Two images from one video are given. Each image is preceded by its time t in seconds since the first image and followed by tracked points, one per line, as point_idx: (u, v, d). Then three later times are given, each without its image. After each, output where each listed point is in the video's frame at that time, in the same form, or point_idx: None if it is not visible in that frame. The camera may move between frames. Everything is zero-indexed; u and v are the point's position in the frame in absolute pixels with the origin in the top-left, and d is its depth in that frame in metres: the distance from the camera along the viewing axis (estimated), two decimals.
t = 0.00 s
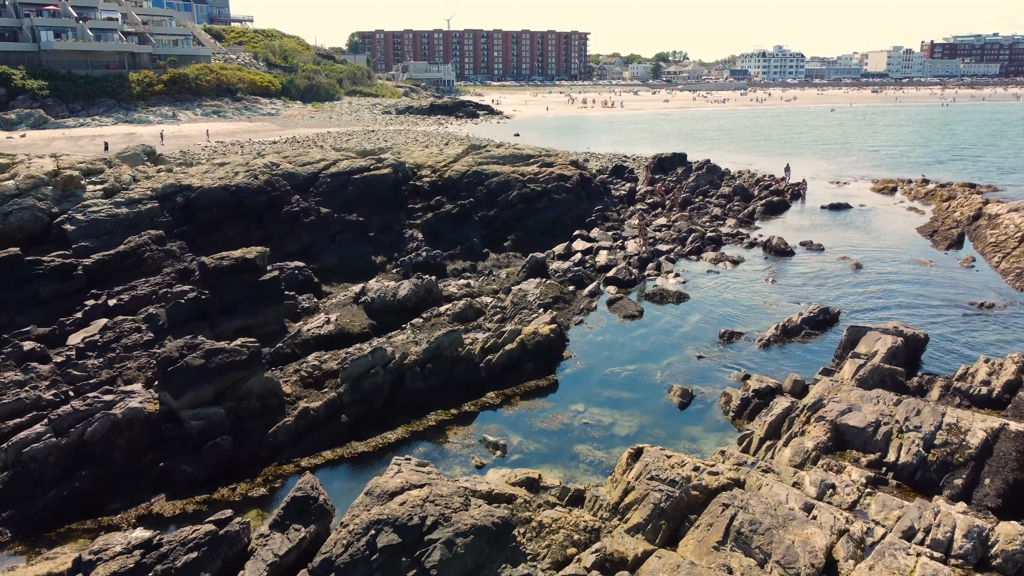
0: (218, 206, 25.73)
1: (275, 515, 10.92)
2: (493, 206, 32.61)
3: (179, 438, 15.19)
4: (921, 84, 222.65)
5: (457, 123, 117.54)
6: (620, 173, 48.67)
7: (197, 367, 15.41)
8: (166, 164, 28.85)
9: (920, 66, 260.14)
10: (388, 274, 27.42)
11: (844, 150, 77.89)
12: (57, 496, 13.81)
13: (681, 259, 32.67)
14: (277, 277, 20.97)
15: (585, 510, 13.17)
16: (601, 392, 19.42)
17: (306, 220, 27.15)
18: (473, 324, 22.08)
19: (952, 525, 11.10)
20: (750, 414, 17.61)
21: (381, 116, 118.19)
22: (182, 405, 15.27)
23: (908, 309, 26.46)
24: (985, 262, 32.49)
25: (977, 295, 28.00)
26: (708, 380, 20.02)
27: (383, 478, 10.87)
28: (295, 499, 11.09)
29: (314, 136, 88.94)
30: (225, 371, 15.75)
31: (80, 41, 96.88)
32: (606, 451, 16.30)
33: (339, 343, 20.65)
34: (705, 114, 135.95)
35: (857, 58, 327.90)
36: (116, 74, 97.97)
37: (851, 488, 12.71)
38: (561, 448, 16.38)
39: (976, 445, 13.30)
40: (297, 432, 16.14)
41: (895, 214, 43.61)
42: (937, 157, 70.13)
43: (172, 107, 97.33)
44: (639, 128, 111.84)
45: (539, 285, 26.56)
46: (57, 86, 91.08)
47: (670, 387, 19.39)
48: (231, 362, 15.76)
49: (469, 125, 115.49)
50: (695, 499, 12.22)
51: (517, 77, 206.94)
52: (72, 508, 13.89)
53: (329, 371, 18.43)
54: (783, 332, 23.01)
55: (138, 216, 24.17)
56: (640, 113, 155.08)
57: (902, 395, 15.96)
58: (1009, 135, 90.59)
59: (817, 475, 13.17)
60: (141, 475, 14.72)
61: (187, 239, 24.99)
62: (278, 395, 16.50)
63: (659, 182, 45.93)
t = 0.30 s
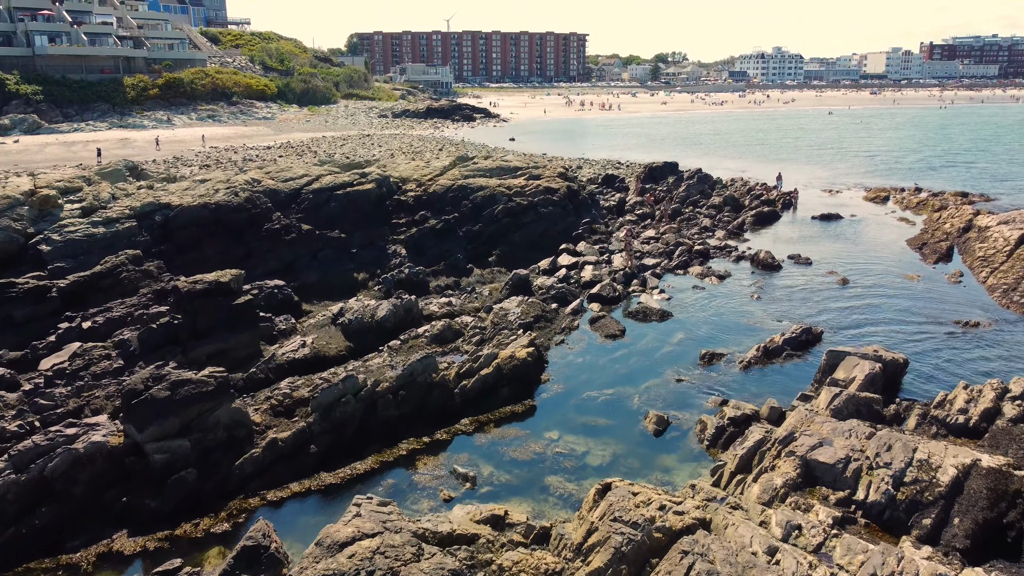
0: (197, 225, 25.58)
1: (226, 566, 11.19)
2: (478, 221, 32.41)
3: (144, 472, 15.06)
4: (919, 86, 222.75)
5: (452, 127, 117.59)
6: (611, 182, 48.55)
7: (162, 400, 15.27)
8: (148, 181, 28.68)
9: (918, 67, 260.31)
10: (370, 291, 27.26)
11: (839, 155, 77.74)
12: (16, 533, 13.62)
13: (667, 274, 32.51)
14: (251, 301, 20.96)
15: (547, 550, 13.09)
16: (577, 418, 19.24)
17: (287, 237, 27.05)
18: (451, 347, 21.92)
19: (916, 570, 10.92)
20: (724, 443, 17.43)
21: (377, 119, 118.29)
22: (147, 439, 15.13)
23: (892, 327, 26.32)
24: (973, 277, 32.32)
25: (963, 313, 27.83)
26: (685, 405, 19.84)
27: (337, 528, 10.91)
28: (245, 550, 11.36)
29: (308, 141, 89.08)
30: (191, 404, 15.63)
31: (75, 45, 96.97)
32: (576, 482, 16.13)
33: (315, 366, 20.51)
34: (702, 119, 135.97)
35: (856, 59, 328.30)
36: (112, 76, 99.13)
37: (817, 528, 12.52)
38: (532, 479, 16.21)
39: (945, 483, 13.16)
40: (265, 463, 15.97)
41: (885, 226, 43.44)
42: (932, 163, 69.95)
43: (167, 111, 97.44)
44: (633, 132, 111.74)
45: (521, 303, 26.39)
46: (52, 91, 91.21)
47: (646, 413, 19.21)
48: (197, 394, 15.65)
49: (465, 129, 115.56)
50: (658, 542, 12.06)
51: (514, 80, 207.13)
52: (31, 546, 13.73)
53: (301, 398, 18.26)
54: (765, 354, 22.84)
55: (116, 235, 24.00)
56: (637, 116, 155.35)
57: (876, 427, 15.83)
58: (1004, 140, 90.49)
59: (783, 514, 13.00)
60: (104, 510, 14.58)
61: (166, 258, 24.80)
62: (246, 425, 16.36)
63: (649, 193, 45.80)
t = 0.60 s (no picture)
0: (170, 243, 25.25)
1: None
2: (459, 236, 32.10)
3: (96, 508, 14.83)
4: (917, 88, 222.51)
5: (447, 131, 117.38)
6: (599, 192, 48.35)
7: (116, 436, 15.00)
8: (124, 199, 28.44)
9: (917, 69, 260.14)
10: (347, 310, 27.05)
11: (834, 161, 77.56)
12: None
13: (650, 289, 32.30)
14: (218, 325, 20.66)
15: None
16: (545, 447, 19.00)
17: (262, 255, 26.76)
18: (422, 372, 21.68)
19: None
20: (692, 474, 17.17)
21: (372, 123, 118.18)
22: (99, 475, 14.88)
23: (872, 346, 26.09)
24: (957, 292, 32.10)
25: (945, 331, 27.58)
26: (656, 432, 19.60)
27: None
28: None
29: (301, 146, 88.84)
30: (147, 438, 15.38)
31: (68, 49, 96.75)
32: (538, 517, 15.90)
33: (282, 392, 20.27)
34: (698, 123, 135.95)
35: (855, 61, 328.12)
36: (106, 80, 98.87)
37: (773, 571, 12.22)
38: (494, 514, 15.98)
39: (907, 524, 13.00)
40: (222, 497, 15.76)
41: (874, 237, 43.23)
42: (926, 169, 69.73)
43: (160, 116, 97.25)
44: (627, 137, 111.66)
45: (498, 322, 26.13)
46: (44, 95, 90.95)
47: (616, 442, 18.97)
48: (153, 428, 15.40)
49: (460, 132, 115.35)
50: None
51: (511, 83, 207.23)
52: None
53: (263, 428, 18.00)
54: (741, 376, 22.60)
55: (87, 255, 23.74)
56: (634, 119, 155.33)
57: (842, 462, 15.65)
58: (999, 145, 90.34)
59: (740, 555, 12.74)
60: (54, 548, 14.42)
61: (138, 278, 24.53)
62: (204, 457, 16.16)
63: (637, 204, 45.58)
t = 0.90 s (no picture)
0: (136, 263, 24.98)
1: None
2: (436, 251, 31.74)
3: (35, 549, 14.60)
4: (915, 90, 222.29)
5: (441, 135, 117.16)
6: (585, 202, 48.07)
7: (56, 474, 14.71)
8: (93, 217, 28.01)
9: (914, 72, 260.22)
10: (317, 330, 26.81)
11: (826, 167, 77.26)
12: None
13: (628, 305, 31.99)
14: (177, 350, 20.33)
15: None
16: (506, 478, 18.70)
17: (231, 275, 26.49)
18: (386, 398, 21.40)
19: None
20: (651, 508, 16.85)
21: (366, 128, 117.88)
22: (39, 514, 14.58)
23: (848, 367, 25.78)
24: (938, 309, 31.82)
25: (923, 351, 27.25)
26: (620, 461, 19.31)
27: None
28: None
29: (292, 152, 88.55)
30: (89, 475, 15.09)
31: (59, 54, 96.43)
32: (490, 556, 15.61)
33: (240, 420, 20.05)
34: (693, 127, 135.57)
35: (853, 63, 328.21)
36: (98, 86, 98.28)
37: None
38: (446, 551, 15.73)
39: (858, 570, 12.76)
40: (168, 535, 15.48)
41: (859, 249, 42.95)
42: (918, 176, 69.44)
43: (152, 121, 96.99)
44: (622, 141, 111.46)
45: (469, 342, 25.83)
46: (34, 101, 90.55)
47: (578, 472, 18.66)
48: (96, 465, 15.12)
49: (453, 137, 115.17)
50: None
51: (508, 86, 206.95)
52: None
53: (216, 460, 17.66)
54: (711, 400, 22.30)
55: (50, 277, 23.25)
56: (630, 122, 155.08)
57: (800, 500, 15.39)
58: (993, 150, 90.10)
59: None
60: None
61: (102, 300, 24.26)
62: (152, 494, 15.82)
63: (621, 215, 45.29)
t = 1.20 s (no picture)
0: (96, 284, 24.45)
1: None
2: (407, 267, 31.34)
3: None
4: (912, 92, 222.04)
5: (433, 139, 116.82)
6: (567, 213, 47.74)
7: None
8: (55, 235, 27.60)
9: (911, 73, 260.08)
10: (282, 351, 26.44)
11: (817, 174, 76.90)
12: None
13: (602, 322, 31.61)
14: (127, 378, 20.08)
15: None
16: (459, 510, 18.38)
17: (193, 295, 26.14)
18: (342, 425, 21.03)
19: None
20: (601, 545, 16.50)
21: (358, 132, 117.60)
22: None
23: (819, 388, 25.39)
24: (915, 326, 31.47)
25: (896, 371, 26.87)
26: (576, 492, 18.95)
27: None
28: None
29: (282, 157, 88.18)
30: (21, 514, 14.88)
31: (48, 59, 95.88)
32: None
33: (191, 449, 19.63)
34: (687, 131, 135.22)
35: (850, 64, 328.04)
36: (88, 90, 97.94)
37: None
38: None
39: None
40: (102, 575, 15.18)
41: (842, 261, 42.60)
42: (907, 183, 69.12)
43: (142, 125, 96.59)
44: (615, 145, 111.26)
45: (434, 364, 25.45)
46: (23, 106, 90.22)
47: (531, 505, 18.32)
48: (27, 503, 14.92)
49: (446, 141, 114.86)
50: None
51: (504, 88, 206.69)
52: None
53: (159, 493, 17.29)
54: (675, 425, 21.91)
55: (6, 300, 22.81)
56: (624, 125, 154.80)
57: (748, 541, 15.04)
58: (985, 156, 89.77)
59: None
60: None
61: (60, 322, 23.65)
62: (87, 532, 15.51)
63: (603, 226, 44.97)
